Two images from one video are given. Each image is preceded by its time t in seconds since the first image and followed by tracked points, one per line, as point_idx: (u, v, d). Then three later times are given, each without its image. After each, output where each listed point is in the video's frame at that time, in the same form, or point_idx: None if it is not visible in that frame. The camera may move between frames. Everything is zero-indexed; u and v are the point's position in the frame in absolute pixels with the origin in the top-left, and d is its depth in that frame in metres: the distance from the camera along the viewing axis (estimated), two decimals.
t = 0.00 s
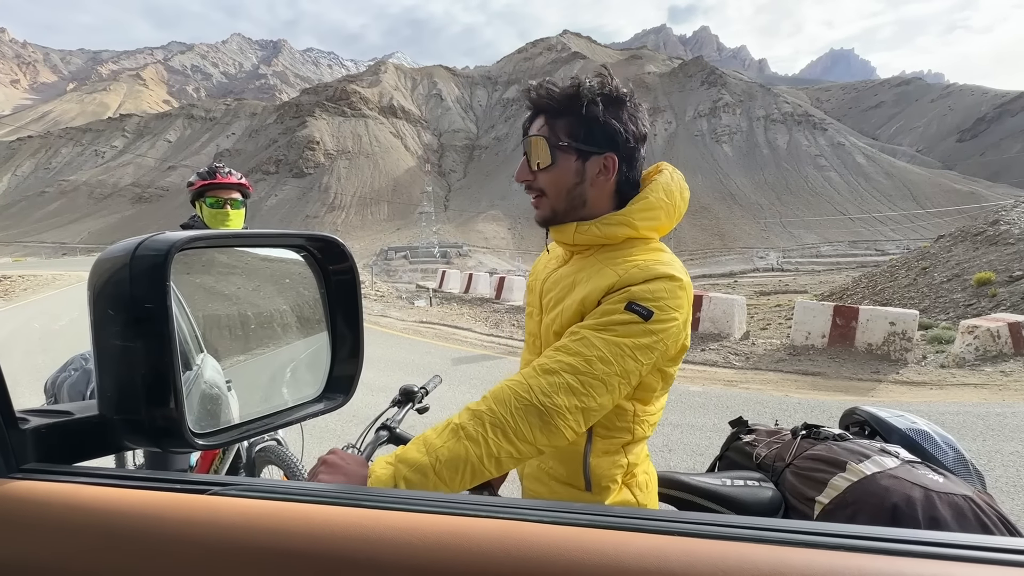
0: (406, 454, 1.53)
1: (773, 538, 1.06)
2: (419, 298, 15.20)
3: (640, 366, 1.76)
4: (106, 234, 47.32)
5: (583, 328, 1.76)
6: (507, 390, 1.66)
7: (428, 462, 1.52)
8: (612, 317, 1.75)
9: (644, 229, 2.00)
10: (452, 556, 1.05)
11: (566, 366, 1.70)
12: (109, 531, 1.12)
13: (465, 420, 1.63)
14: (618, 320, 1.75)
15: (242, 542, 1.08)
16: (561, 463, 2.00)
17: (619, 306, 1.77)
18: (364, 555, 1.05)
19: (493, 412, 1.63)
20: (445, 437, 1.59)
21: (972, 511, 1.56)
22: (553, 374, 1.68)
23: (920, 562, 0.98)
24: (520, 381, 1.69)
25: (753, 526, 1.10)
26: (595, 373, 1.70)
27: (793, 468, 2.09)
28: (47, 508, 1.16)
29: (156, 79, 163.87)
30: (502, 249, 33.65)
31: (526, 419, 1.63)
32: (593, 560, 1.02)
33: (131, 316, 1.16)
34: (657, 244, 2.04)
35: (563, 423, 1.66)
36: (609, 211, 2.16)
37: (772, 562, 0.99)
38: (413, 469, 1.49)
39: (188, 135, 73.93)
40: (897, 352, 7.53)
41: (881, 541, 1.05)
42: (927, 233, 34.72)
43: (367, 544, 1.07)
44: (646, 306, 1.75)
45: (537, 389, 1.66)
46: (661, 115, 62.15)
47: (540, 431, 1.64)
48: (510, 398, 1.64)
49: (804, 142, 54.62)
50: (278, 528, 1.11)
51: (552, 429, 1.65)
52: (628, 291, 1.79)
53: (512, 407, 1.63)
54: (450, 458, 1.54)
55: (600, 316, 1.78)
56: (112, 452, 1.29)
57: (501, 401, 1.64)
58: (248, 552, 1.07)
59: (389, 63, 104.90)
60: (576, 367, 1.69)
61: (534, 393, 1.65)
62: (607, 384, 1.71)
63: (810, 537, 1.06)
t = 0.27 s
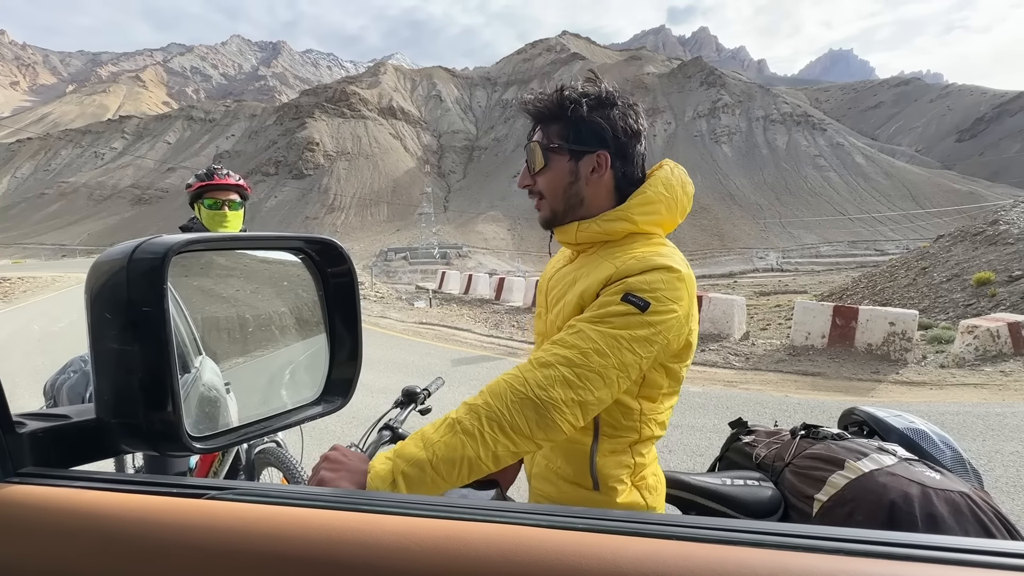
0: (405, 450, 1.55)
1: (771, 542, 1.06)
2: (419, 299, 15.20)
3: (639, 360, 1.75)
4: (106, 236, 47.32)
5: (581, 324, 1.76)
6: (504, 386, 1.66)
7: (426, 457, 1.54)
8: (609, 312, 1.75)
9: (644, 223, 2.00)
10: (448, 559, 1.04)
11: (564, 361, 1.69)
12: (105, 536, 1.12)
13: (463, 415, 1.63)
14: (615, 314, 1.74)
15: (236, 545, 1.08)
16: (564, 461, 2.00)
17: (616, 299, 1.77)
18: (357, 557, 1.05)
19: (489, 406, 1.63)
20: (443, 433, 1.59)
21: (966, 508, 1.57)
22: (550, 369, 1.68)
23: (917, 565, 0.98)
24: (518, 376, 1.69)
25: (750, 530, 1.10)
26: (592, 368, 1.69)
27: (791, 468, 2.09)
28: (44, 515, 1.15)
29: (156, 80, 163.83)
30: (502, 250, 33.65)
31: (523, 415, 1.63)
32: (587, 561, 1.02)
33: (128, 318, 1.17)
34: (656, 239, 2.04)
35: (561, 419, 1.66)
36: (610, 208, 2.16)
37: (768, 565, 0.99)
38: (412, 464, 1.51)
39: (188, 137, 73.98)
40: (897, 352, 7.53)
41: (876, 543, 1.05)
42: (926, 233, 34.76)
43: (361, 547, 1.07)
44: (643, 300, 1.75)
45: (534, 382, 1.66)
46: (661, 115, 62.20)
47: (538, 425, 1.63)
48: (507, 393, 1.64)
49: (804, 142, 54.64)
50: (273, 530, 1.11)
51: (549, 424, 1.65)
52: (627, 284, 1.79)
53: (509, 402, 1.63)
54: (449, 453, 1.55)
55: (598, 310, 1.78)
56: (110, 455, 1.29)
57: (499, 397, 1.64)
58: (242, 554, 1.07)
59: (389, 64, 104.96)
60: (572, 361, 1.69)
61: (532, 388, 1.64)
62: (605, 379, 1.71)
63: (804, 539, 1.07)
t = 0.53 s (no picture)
0: (406, 451, 1.55)
1: (767, 543, 1.06)
2: (419, 300, 15.19)
3: (641, 364, 1.75)
4: (106, 237, 47.28)
5: (582, 327, 1.77)
6: (506, 387, 1.66)
7: (427, 457, 1.54)
8: (612, 315, 1.74)
9: (647, 226, 2.00)
10: (444, 559, 1.05)
11: (565, 363, 1.69)
12: (106, 535, 1.11)
13: (464, 417, 1.63)
14: (618, 316, 1.74)
15: (235, 542, 1.09)
16: (565, 462, 1.99)
17: (619, 302, 1.77)
18: (358, 557, 1.06)
19: (492, 410, 1.62)
20: (444, 434, 1.60)
21: (966, 508, 1.57)
22: (551, 371, 1.68)
23: (913, 564, 0.98)
24: (520, 378, 1.68)
25: (749, 530, 1.10)
26: (595, 371, 1.69)
27: (792, 468, 2.09)
28: (44, 515, 1.15)
29: (156, 82, 163.66)
30: (502, 251, 33.63)
31: (524, 416, 1.62)
32: (587, 561, 1.01)
33: (126, 319, 1.17)
34: (660, 240, 2.03)
35: (562, 421, 1.66)
36: (616, 208, 2.15)
37: (766, 563, 0.99)
38: (412, 464, 1.51)
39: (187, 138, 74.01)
40: (896, 353, 7.53)
41: (878, 543, 1.05)
42: (926, 234, 34.80)
43: (361, 549, 1.07)
44: (645, 303, 1.75)
45: (538, 385, 1.66)
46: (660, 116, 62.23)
47: (541, 428, 1.63)
48: (508, 395, 1.64)
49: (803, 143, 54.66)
50: (274, 528, 1.11)
51: (551, 427, 1.64)
52: (630, 288, 1.79)
53: (511, 404, 1.63)
54: (450, 454, 1.56)
55: (601, 312, 1.78)
56: (110, 455, 1.29)
57: (500, 399, 1.64)
58: (238, 553, 1.08)
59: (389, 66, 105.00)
60: (573, 363, 1.69)
61: (533, 390, 1.65)
62: (606, 382, 1.71)
63: (803, 538, 1.07)
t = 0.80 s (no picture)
0: (408, 455, 1.55)
1: (766, 544, 1.06)
2: (419, 301, 15.19)
3: (644, 368, 1.75)
4: (105, 238, 47.25)
5: (586, 331, 1.76)
6: (509, 392, 1.66)
7: (429, 462, 1.55)
8: (615, 320, 1.75)
9: (648, 230, 2.00)
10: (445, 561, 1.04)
11: (569, 368, 1.69)
12: (105, 536, 1.11)
13: (467, 422, 1.63)
14: (621, 322, 1.74)
15: (234, 543, 1.09)
16: (566, 465, 2.00)
17: (622, 307, 1.77)
18: (358, 558, 1.05)
19: (495, 415, 1.63)
20: (448, 438, 1.60)
21: (966, 508, 1.57)
22: (555, 376, 1.68)
23: (915, 566, 0.98)
24: (523, 383, 1.68)
25: (749, 531, 1.10)
26: (598, 375, 1.69)
27: (791, 468, 2.09)
28: (45, 516, 1.15)
29: (155, 84, 163.97)
30: (502, 252, 33.62)
31: (528, 422, 1.62)
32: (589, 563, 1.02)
33: (127, 322, 1.17)
34: (662, 244, 2.03)
35: (565, 425, 1.66)
36: (619, 209, 2.16)
37: (765, 564, 0.99)
38: (415, 465, 1.52)
39: (187, 139, 74.01)
40: (896, 353, 7.53)
41: (879, 543, 1.05)
42: (926, 234, 34.76)
43: (364, 553, 1.06)
44: (649, 309, 1.75)
45: (540, 390, 1.66)
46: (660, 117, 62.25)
47: (543, 432, 1.63)
48: (513, 399, 1.64)
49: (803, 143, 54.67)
50: (275, 530, 1.11)
51: (554, 431, 1.65)
52: (633, 292, 1.79)
53: (515, 409, 1.63)
54: (453, 457, 1.56)
55: (604, 316, 1.78)
56: (111, 458, 1.29)
57: (503, 403, 1.64)
58: (238, 555, 1.07)
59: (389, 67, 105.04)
60: (578, 369, 1.69)
61: (537, 395, 1.64)
62: (610, 387, 1.71)
63: (800, 539, 1.07)
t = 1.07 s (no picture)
0: (410, 454, 1.55)
1: (770, 540, 1.06)
2: (419, 302, 15.20)
3: (644, 367, 1.75)
4: (106, 239, 47.24)
5: (587, 331, 1.76)
6: (509, 391, 1.67)
7: (431, 461, 1.54)
8: (616, 320, 1.75)
9: (648, 230, 2.00)
10: (448, 557, 1.05)
11: (571, 368, 1.69)
12: (109, 533, 1.12)
13: (469, 420, 1.63)
14: (621, 322, 1.74)
15: (237, 540, 1.09)
16: (567, 465, 1.99)
17: (624, 308, 1.77)
18: (360, 555, 1.05)
19: (496, 414, 1.63)
20: (449, 437, 1.60)
21: (966, 506, 1.57)
22: (555, 376, 1.69)
23: (920, 561, 0.98)
24: (524, 382, 1.68)
25: (749, 527, 1.10)
26: (598, 376, 1.70)
27: (791, 467, 2.09)
28: (49, 513, 1.15)
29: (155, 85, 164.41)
30: (502, 252, 33.59)
31: (529, 422, 1.63)
32: (594, 558, 1.01)
33: (131, 321, 1.16)
34: (660, 244, 2.04)
35: (566, 425, 1.66)
36: (618, 210, 2.17)
37: (767, 560, 0.99)
38: (417, 464, 1.52)
39: (187, 140, 74.16)
40: (896, 353, 7.53)
41: (879, 540, 1.05)
42: (926, 234, 34.75)
43: (368, 548, 1.07)
44: (649, 308, 1.75)
45: (542, 390, 1.66)
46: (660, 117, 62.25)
47: (544, 433, 1.63)
48: (513, 399, 1.64)
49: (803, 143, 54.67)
50: (278, 525, 1.11)
51: (555, 430, 1.65)
52: (632, 293, 1.79)
53: (516, 409, 1.63)
54: (454, 457, 1.56)
55: (604, 317, 1.78)
56: (114, 457, 1.30)
57: (506, 402, 1.64)
58: (239, 554, 1.07)
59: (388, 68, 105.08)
60: (579, 368, 1.69)
61: (538, 394, 1.65)
62: (611, 387, 1.71)
63: (803, 535, 1.07)
